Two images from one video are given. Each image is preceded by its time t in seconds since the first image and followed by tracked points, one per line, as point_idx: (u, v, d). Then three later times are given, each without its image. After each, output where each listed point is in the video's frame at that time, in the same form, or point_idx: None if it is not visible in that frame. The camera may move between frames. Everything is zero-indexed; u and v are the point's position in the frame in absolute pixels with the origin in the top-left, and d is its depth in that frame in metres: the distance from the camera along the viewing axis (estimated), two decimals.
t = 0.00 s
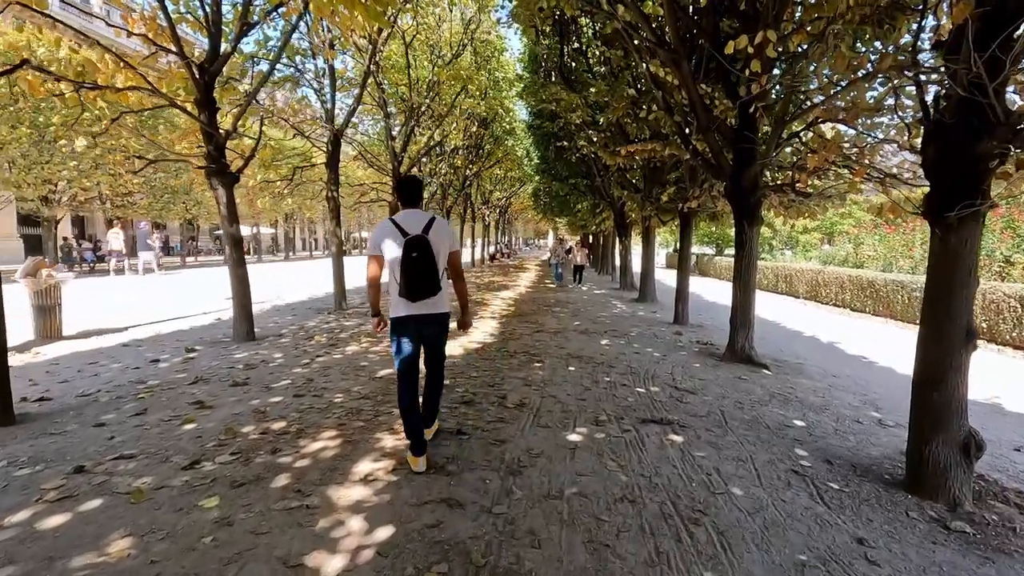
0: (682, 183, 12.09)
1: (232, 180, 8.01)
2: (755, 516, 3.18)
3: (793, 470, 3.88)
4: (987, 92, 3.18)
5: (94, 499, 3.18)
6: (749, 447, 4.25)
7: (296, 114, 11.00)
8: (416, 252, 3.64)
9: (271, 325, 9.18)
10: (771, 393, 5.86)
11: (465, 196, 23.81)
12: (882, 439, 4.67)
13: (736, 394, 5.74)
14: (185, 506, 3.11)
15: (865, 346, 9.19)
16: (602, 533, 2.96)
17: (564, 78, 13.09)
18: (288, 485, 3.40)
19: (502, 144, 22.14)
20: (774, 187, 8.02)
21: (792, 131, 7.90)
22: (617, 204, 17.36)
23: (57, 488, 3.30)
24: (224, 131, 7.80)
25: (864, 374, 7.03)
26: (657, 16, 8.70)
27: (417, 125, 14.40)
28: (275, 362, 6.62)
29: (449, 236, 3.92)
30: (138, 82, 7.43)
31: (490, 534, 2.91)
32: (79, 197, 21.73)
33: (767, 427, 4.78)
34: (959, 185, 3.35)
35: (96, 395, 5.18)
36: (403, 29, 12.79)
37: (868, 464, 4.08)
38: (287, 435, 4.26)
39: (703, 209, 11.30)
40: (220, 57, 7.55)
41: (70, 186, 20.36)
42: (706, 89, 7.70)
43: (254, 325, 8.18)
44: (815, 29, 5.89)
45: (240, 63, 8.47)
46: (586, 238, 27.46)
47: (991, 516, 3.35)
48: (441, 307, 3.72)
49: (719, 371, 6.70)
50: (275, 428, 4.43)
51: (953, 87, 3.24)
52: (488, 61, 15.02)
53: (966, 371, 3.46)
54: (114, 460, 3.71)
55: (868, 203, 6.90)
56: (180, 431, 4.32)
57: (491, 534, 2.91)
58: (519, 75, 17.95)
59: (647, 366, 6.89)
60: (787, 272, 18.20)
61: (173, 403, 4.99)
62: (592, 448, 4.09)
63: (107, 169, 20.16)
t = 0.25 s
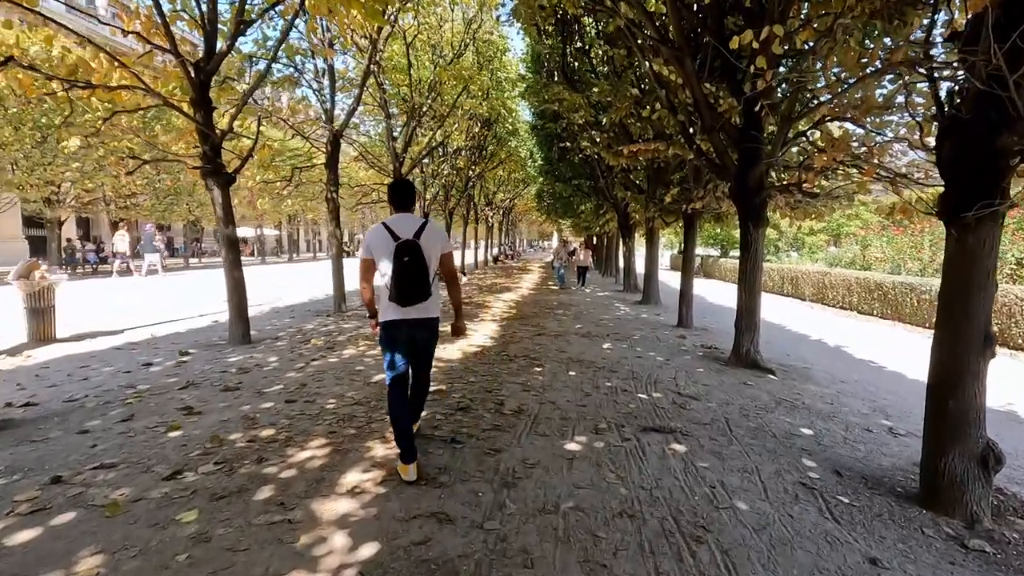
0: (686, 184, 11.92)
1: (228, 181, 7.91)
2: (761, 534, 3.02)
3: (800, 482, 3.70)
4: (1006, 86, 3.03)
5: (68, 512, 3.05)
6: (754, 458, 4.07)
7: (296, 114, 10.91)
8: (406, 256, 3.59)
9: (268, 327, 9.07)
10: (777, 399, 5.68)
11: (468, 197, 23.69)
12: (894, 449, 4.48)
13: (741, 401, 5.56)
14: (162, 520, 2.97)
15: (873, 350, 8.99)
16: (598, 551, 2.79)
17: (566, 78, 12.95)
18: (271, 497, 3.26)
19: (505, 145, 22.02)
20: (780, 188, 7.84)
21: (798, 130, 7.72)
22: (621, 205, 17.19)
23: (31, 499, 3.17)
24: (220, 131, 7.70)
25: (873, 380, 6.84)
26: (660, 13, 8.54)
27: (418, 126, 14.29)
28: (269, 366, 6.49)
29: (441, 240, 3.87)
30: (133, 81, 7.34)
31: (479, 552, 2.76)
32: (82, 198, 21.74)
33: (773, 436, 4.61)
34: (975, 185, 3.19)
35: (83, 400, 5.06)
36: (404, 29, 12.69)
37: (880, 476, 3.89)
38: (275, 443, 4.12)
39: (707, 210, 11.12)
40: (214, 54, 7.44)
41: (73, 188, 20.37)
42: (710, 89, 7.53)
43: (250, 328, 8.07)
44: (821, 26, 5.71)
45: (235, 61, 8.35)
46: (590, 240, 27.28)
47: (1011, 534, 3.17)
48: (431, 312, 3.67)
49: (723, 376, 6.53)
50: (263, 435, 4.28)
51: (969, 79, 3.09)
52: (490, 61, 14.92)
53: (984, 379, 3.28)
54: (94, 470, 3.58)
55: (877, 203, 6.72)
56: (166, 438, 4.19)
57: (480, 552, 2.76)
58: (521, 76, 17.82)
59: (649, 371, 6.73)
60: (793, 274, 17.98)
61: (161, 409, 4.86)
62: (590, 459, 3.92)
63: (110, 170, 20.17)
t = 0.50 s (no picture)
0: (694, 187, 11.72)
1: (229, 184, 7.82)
2: (774, 559, 2.82)
3: (815, 501, 3.50)
4: None
5: (43, 530, 2.90)
6: (765, 474, 3.87)
7: (299, 117, 10.83)
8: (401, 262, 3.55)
9: (269, 332, 8.95)
10: (789, 409, 5.47)
11: (474, 201, 23.57)
12: (914, 465, 4.25)
13: (751, 411, 5.35)
14: (139, 540, 2.82)
15: (887, 357, 8.74)
16: None
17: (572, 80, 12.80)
18: (256, 515, 3.10)
19: (511, 148, 21.88)
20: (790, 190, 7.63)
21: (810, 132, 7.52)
22: (628, 209, 16.99)
23: (6, 516, 3.03)
24: (220, 134, 7.61)
25: (888, 389, 6.61)
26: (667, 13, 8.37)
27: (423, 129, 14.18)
28: (266, 372, 6.36)
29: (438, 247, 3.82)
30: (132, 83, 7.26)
31: None
32: (90, 202, 21.82)
33: (786, 449, 4.40)
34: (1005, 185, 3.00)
35: (74, 408, 4.94)
36: (409, 32, 12.60)
37: (899, 495, 3.67)
38: (266, 455, 3.97)
39: (716, 214, 10.92)
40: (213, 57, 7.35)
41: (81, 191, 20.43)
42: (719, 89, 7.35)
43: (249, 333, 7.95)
44: (833, 24, 5.53)
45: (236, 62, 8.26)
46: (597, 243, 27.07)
47: None
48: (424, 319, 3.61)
49: (732, 385, 6.32)
50: (254, 446, 4.14)
51: (1000, 71, 2.93)
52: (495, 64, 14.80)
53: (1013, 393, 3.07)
54: (75, 484, 3.44)
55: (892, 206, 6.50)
56: (154, 449, 4.05)
57: None
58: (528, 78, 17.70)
59: (655, 379, 6.54)
60: (803, 278, 17.69)
61: (152, 418, 4.73)
62: (593, 474, 3.74)
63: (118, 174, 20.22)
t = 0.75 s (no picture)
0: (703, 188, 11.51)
1: (230, 184, 7.69)
2: None
3: (833, 516, 3.32)
4: None
5: (23, 543, 2.79)
6: (779, 486, 3.70)
7: (304, 118, 10.75)
8: (401, 264, 3.45)
9: (271, 335, 8.85)
10: (803, 417, 5.28)
11: (480, 203, 23.47)
12: (935, 477, 4.07)
13: (763, 419, 5.17)
14: (123, 555, 2.69)
15: (903, 362, 8.51)
16: None
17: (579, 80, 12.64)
18: (247, 527, 2.98)
19: (518, 150, 21.75)
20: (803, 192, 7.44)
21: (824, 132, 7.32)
22: (636, 210, 16.81)
23: None
24: (221, 134, 7.53)
25: (905, 396, 6.39)
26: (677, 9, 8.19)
27: (428, 130, 14.08)
28: (266, 376, 6.25)
29: (441, 250, 3.72)
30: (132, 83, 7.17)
31: None
32: (98, 204, 21.91)
33: (801, 460, 4.22)
34: None
35: (68, 413, 4.84)
36: (414, 32, 12.50)
37: (921, 509, 3.49)
38: (260, 463, 3.84)
39: (725, 215, 10.72)
40: (216, 56, 7.26)
41: (89, 194, 20.54)
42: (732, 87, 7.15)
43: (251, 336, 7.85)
44: (846, 20, 5.38)
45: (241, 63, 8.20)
46: (604, 245, 26.88)
47: None
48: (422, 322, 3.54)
49: (744, 391, 6.14)
50: (248, 454, 4.01)
51: None
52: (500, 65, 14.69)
53: None
54: (62, 493, 3.32)
55: (909, 207, 6.30)
56: (146, 456, 3.94)
57: None
58: (534, 79, 17.56)
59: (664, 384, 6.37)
60: (814, 280, 17.43)
61: (147, 423, 4.62)
62: (599, 485, 3.58)
63: (125, 176, 20.27)
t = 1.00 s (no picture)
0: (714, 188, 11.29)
1: (233, 184, 7.59)
2: None
3: (858, 533, 3.12)
4: None
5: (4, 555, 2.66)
6: (799, 499, 3.50)
7: (310, 118, 10.66)
8: (404, 263, 3.36)
9: (276, 337, 8.75)
10: (821, 424, 5.07)
11: (488, 203, 23.35)
12: (964, 490, 3.85)
13: (779, 426, 4.97)
14: (105, 570, 2.56)
15: (922, 367, 8.25)
16: None
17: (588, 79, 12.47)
18: (237, 540, 2.84)
19: (526, 150, 21.61)
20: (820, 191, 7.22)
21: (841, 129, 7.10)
22: (645, 211, 16.60)
23: None
24: (225, 133, 7.45)
25: (927, 402, 6.15)
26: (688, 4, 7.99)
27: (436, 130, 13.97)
28: (268, 379, 6.13)
29: (446, 248, 3.62)
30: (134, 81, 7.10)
31: None
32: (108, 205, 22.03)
33: (820, 470, 4.02)
34: None
35: (64, 417, 4.74)
36: (421, 32, 12.40)
37: (952, 525, 3.28)
38: (256, 470, 3.71)
39: (737, 215, 10.49)
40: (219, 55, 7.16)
41: (100, 195, 20.65)
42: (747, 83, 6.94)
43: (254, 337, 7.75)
44: (864, 14, 5.17)
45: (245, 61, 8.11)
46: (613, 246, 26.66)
47: None
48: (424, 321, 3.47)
49: (758, 396, 5.94)
50: (244, 461, 3.88)
51: None
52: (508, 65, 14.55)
53: None
54: (50, 501, 3.21)
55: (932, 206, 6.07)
56: (140, 462, 3.82)
57: None
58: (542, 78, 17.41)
59: (675, 389, 6.19)
60: (828, 282, 17.12)
61: (143, 427, 4.51)
62: (608, 497, 3.41)
63: (135, 177, 20.36)
